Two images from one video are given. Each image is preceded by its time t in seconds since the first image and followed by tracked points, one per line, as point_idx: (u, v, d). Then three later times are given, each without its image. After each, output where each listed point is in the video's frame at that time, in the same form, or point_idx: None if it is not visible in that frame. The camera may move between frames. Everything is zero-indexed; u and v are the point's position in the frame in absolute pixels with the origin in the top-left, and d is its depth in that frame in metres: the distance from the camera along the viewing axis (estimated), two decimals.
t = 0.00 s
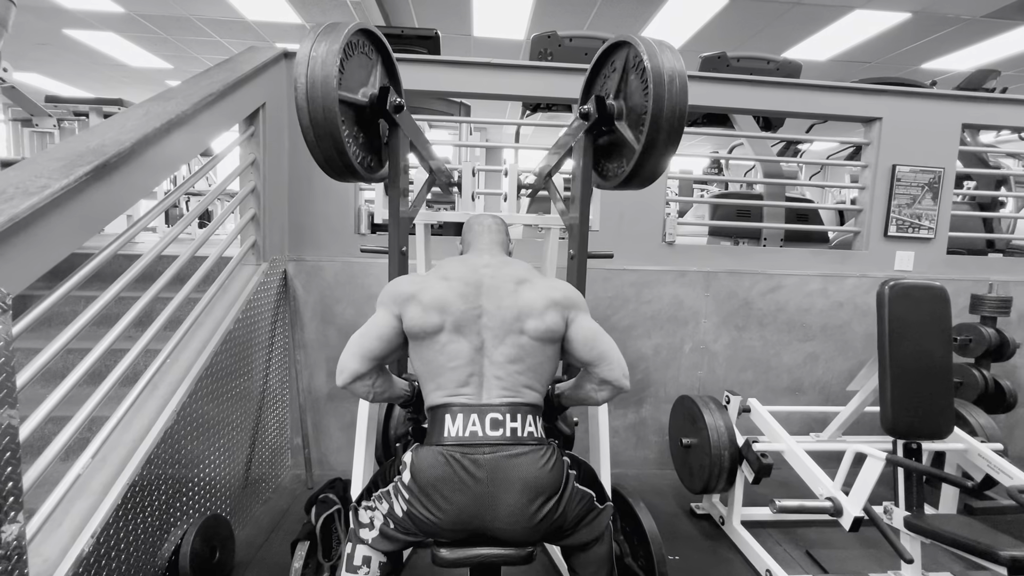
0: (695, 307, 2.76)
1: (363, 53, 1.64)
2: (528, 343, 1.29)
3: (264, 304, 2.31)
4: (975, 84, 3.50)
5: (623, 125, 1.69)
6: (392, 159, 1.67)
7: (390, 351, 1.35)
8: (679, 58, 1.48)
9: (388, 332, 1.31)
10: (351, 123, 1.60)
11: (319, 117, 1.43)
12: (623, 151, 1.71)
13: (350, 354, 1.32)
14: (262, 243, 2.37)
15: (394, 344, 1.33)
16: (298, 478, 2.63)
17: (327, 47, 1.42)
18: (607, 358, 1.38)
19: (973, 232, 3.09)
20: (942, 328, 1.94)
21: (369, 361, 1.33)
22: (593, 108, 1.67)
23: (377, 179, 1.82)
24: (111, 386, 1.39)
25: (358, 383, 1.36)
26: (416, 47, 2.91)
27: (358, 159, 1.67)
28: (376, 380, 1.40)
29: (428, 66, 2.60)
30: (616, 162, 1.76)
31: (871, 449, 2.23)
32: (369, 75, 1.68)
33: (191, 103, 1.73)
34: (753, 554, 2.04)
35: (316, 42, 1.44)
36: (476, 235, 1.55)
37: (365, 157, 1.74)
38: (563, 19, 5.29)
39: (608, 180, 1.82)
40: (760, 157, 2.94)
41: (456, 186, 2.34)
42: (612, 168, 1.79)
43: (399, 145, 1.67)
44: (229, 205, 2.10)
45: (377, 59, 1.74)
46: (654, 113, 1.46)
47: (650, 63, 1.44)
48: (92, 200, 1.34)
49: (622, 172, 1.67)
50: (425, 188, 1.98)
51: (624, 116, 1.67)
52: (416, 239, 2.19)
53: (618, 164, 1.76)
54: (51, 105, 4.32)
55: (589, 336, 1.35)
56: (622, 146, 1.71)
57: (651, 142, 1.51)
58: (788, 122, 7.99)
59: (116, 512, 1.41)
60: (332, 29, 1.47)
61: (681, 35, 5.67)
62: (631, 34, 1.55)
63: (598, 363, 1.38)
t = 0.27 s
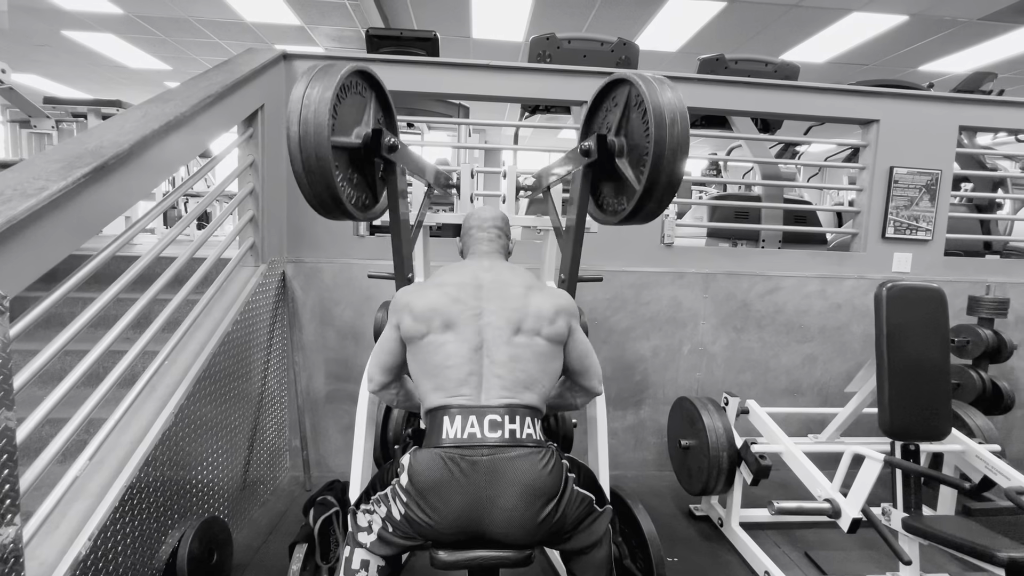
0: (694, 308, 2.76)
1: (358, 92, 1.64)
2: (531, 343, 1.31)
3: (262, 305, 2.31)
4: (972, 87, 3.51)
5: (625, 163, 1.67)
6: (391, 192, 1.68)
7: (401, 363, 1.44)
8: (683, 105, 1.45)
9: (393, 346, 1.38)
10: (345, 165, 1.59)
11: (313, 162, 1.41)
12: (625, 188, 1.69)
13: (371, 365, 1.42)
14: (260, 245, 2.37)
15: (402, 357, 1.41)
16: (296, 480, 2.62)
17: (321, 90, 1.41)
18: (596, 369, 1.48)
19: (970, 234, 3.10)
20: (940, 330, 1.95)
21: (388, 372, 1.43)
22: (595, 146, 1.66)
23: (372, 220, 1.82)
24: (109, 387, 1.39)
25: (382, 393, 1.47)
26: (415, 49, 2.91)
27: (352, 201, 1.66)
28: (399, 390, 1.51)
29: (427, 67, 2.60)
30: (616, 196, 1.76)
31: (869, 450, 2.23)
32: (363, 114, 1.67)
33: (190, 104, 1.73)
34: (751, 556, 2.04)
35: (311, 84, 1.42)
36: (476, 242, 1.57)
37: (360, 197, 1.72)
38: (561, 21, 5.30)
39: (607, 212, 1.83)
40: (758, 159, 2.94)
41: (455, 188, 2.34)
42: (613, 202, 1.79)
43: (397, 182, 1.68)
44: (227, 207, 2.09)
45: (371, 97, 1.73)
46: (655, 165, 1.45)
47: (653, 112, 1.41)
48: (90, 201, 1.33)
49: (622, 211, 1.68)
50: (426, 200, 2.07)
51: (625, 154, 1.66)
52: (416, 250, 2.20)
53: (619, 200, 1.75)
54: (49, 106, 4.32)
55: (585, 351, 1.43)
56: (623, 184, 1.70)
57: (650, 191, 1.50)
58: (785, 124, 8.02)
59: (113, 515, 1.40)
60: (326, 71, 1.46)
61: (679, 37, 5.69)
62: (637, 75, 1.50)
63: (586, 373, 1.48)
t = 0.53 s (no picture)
0: (692, 310, 2.77)
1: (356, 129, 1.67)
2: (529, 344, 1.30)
3: (261, 307, 2.30)
4: (969, 88, 3.53)
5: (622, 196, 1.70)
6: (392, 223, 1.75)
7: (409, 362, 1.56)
8: (681, 152, 1.46)
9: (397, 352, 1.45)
10: (345, 203, 1.62)
11: (311, 203, 1.43)
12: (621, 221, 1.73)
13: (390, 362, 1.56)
14: (259, 246, 2.37)
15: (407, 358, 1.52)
16: (295, 482, 2.62)
17: (320, 132, 1.44)
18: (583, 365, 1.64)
19: (968, 235, 3.11)
20: (937, 332, 1.95)
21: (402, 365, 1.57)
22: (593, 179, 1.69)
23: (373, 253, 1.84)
24: (108, 388, 1.39)
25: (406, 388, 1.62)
26: (414, 51, 2.91)
27: (351, 237, 1.68)
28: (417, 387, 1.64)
29: (426, 69, 2.61)
30: (614, 227, 1.79)
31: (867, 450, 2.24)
32: (361, 151, 1.71)
33: (189, 106, 1.73)
34: (750, 557, 2.04)
35: (309, 124, 1.46)
36: (474, 248, 1.61)
37: (359, 232, 1.75)
38: (560, 23, 5.31)
39: (605, 241, 1.87)
40: (756, 161, 2.95)
41: (454, 190, 2.34)
42: (610, 232, 1.82)
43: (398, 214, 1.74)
44: (226, 208, 2.09)
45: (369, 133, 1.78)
46: (651, 211, 1.48)
47: (649, 158, 1.43)
48: (89, 202, 1.33)
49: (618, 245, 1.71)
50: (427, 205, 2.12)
51: (624, 189, 1.68)
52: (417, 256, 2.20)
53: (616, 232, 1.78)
54: (48, 108, 4.32)
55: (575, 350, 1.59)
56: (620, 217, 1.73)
57: (646, 234, 1.54)
58: (784, 125, 8.04)
59: (112, 517, 1.40)
60: (325, 111, 1.50)
61: (678, 39, 5.70)
62: (637, 119, 1.51)
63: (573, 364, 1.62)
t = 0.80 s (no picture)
0: (692, 310, 2.77)
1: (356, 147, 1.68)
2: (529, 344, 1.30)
3: (261, 309, 2.30)
4: (967, 90, 3.54)
5: (619, 218, 1.71)
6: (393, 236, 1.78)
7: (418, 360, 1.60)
8: (679, 183, 1.47)
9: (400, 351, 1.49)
10: (346, 223, 1.63)
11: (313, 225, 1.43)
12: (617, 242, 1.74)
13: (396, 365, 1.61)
14: (259, 247, 2.37)
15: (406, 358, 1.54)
16: (294, 483, 2.62)
17: (321, 154, 1.45)
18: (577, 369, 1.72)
19: (966, 236, 3.12)
20: (936, 333, 1.95)
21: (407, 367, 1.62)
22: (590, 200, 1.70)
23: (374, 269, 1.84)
24: (108, 390, 1.39)
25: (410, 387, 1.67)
26: (413, 53, 2.92)
27: (353, 256, 1.69)
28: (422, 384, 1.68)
29: (425, 71, 2.61)
30: (609, 246, 1.81)
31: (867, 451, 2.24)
32: (362, 169, 1.72)
33: (189, 107, 1.73)
34: (750, 557, 2.04)
35: (310, 145, 1.47)
36: (472, 253, 1.62)
37: (360, 250, 1.75)
38: (559, 25, 5.32)
39: (601, 259, 1.88)
40: (755, 161, 2.96)
41: (453, 191, 2.35)
42: (606, 251, 1.84)
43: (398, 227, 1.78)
44: (226, 210, 2.09)
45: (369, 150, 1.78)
46: (646, 240, 1.50)
47: (647, 188, 1.44)
48: (89, 204, 1.33)
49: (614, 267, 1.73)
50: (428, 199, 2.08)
51: (621, 212, 1.69)
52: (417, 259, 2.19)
53: (611, 252, 1.80)
54: (48, 110, 4.33)
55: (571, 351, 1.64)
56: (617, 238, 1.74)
57: (641, 260, 1.56)
58: (783, 127, 8.06)
59: (111, 519, 1.40)
60: (326, 131, 1.51)
61: (676, 41, 5.71)
62: (636, 144, 1.51)
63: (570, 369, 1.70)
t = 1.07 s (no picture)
0: (691, 311, 2.77)
1: (355, 129, 1.68)
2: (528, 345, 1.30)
3: (261, 310, 2.30)
4: (966, 91, 3.55)
5: (621, 201, 1.70)
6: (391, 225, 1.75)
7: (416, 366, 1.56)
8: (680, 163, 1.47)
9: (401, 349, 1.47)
10: (344, 203, 1.63)
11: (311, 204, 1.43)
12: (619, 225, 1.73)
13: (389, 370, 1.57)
14: (259, 249, 2.37)
15: (406, 362, 1.53)
16: (294, 485, 2.62)
17: (320, 133, 1.45)
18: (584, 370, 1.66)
19: (965, 236, 3.13)
20: (935, 333, 1.96)
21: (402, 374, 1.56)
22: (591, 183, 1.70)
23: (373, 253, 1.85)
24: (108, 392, 1.39)
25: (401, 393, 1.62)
26: (412, 54, 2.92)
27: (352, 238, 1.69)
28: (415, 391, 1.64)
29: (425, 73, 2.61)
30: (612, 230, 1.80)
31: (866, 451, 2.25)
32: (361, 151, 1.72)
33: (189, 110, 1.73)
34: (750, 558, 2.04)
35: (309, 126, 1.46)
36: (472, 252, 1.62)
37: (359, 232, 1.76)
38: (558, 27, 5.33)
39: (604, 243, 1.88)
40: (754, 162, 2.96)
41: (453, 193, 2.35)
42: (608, 234, 1.84)
43: (398, 216, 1.75)
44: (226, 212, 2.09)
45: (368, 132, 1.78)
46: (649, 217, 1.49)
47: (648, 164, 1.44)
48: (90, 206, 1.34)
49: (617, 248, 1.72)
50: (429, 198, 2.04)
51: (623, 193, 1.69)
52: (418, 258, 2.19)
53: (614, 235, 1.79)
54: (48, 112, 4.33)
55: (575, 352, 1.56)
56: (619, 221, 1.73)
57: (643, 240, 1.55)
58: (782, 128, 8.07)
59: (112, 521, 1.40)
60: (325, 111, 1.51)
61: (675, 42, 5.73)
62: (635, 123, 1.51)
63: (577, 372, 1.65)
